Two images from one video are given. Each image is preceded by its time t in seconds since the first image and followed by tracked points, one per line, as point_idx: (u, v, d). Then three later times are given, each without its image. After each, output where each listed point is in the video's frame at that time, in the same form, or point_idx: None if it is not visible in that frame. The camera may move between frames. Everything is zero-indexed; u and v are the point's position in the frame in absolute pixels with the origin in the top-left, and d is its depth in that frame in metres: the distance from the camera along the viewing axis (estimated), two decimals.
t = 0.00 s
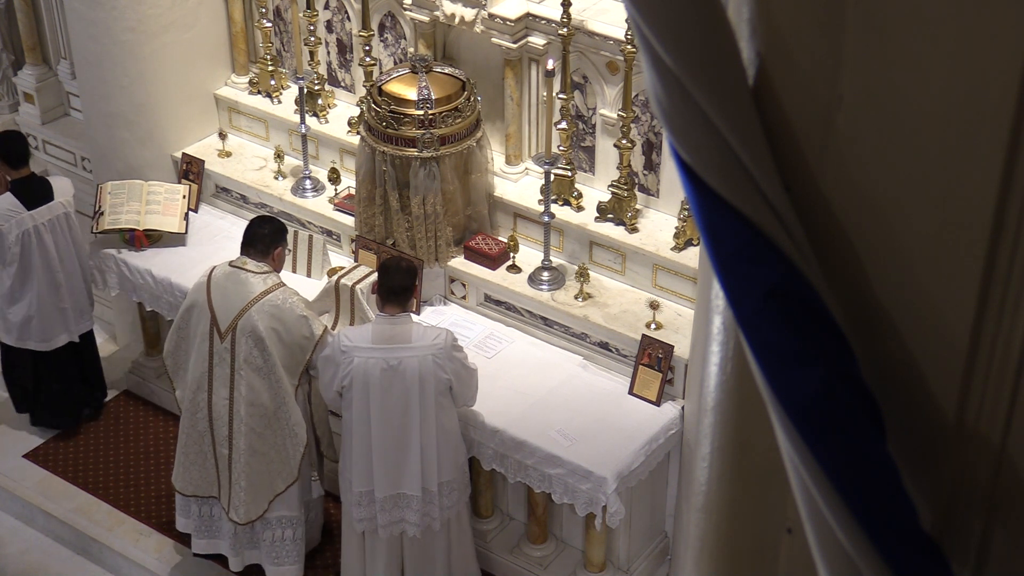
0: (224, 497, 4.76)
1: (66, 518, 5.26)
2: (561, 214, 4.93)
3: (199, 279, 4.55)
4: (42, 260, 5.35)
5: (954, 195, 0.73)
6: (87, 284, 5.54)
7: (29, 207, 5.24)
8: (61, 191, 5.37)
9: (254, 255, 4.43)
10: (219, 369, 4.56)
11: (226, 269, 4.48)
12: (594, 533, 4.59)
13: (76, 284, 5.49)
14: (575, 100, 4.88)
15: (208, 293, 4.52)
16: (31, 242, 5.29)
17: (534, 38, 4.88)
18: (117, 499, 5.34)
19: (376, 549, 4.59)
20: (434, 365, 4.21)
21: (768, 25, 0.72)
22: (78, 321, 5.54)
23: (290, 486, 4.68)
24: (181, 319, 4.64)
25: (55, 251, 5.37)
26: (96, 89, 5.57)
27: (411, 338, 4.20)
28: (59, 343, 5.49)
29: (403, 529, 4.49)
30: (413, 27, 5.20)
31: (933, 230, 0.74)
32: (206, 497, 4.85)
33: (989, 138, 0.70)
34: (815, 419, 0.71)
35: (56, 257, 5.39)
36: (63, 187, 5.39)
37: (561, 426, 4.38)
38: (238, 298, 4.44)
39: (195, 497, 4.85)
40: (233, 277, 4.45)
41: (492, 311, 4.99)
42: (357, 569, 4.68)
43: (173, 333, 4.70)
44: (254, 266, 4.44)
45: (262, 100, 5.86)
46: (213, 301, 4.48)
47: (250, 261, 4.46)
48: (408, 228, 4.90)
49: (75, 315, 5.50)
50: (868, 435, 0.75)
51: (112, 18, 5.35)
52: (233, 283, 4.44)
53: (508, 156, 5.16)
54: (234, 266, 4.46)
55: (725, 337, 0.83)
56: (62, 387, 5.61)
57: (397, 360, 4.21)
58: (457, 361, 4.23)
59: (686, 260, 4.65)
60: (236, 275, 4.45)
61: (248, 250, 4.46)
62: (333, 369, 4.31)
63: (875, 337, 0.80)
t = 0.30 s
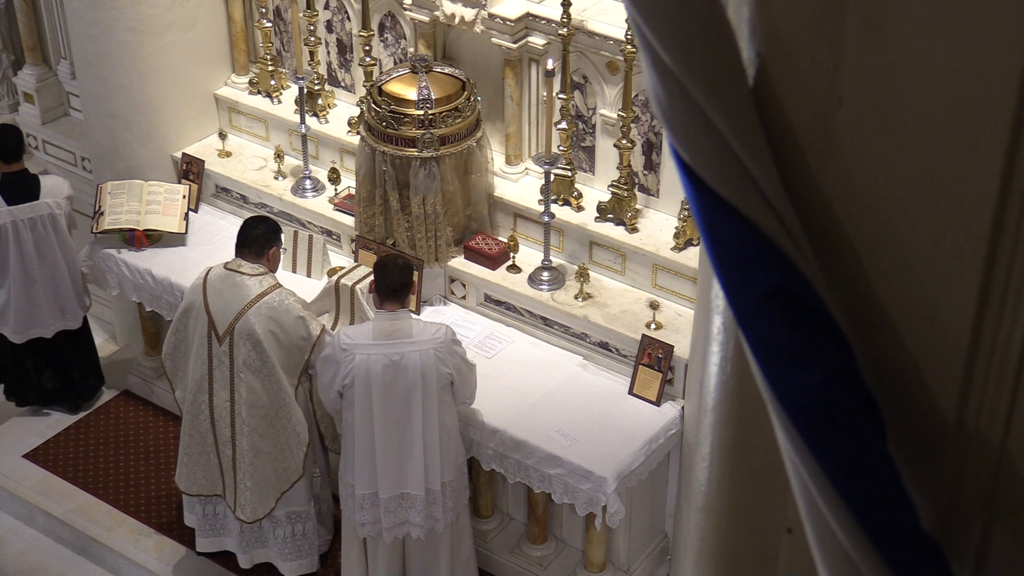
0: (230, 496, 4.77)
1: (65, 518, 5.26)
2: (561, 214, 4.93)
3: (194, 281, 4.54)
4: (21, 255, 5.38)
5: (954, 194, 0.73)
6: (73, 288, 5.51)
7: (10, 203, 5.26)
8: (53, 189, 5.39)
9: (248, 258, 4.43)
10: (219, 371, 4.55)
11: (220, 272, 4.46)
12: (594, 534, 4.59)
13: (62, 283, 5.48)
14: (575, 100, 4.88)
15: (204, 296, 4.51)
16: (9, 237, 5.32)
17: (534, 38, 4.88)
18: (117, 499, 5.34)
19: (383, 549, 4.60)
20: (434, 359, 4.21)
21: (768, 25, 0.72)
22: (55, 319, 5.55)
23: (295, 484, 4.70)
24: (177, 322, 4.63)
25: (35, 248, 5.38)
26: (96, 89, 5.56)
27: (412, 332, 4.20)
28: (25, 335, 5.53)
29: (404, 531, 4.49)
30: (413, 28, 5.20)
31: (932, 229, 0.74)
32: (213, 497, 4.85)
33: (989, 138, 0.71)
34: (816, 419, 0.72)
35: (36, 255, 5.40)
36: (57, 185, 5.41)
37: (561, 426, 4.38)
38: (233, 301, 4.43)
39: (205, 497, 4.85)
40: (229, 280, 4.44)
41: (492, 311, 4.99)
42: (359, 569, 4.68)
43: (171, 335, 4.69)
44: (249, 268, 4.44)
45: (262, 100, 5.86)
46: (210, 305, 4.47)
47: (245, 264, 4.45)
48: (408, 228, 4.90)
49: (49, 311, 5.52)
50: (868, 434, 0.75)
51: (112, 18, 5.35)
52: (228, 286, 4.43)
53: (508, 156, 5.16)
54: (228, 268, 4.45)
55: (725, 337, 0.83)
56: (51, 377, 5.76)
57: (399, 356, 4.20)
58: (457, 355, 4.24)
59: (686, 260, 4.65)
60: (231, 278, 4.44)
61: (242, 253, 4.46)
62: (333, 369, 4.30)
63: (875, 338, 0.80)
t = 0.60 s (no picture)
0: (236, 494, 4.77)
1: (65, 518, 5.26)
2: (561, 214, 4.92)
3: (199, 283, 4.52)
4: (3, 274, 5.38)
5: (954, 193, 0.73)
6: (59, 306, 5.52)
7: None
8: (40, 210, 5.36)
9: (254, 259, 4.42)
10: (226, 372, 4.56)
11: (226, 273, 4.45)
12: (593, 534, 4.59)
13: (47, 294, 5.50)
14: (575, 100, 4.88)
15: (210, 298, 4.49)
16: None
17: (534, 38, 4.88)
18: (117, 499, 5.34)
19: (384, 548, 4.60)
20: (437, 352, 4.22)
21: (768, 25, 0.72)
22: (38, 336, 5.58)
23: (300, 483, 4.71)
24: (182, 324, 4.61)
25: (16, 268, 5.38)
26: (97, 90, 5.56)
27: (413, 330, 4.20)
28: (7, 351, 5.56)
29: (421, 526, 4.48)
30: (413, 28, 5.20)
31: (933, 229, 0.74)
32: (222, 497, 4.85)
33: (989, 138, 0.71)
34: (816, 419, 0.71)
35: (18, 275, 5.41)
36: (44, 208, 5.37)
37: (561, 426, 4.38)
38: (240, 303, 4.42)
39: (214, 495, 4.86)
40: (235, 281, 4.43)
41: (492, 311, 4.99)
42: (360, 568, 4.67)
43: (175, 336, 4.68)
44: (255, 269, 4.43)
45: (262, 100, 5.86)
46: (216, 306, 4.46)
47: (251, 264, 4.44)
48: (408, 228, 4.90)
49: (31, 325, 5.55)
50: (868, 435, 0.75)
51: (111, 19, 5.35)
52: (235, 287, 4.42)
53: (508, 156, 5.16)
54: (234, 269, 4.43)
55: (725, 337, 0.83)
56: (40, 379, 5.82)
57: (404, 355, 4.20)
58: (455, 348, 4.28)
59: (686, 260, 4.65)
60: (236, 279, 4.43)
61: (248, 253, 4.44)
62: (335, 377, 4.28)
63: (875, 338, 0.80)
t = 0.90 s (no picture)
0: (258, 501, 4.79)
1: (65, 518, 5.26)
2: (561, 214, 4.93)
3: (209, 288, 4.48)
4: None
5: (953, 194, 0.73)
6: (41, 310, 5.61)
7: None
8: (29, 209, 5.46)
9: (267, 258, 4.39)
10: (246, 376, 4.54)
11: (240, 277, 4.41)
12: (593, 534, 4.59)
13: (32, 296, 5.57)
14: (575, 100, 4.88)
15: (224, 303, 4.45)
16: None
17: (534, 38, 4.88)
18: (117, 499, 5.34)
19: (388, 548, 4.60)
20: (434, 344, 4.25)
21: (768, 26, 0.72)
22: (20, 340, 5.64)
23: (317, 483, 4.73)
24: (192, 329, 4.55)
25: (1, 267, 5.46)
26: (97, 91, 5.56)
27: (410, 327, 4.21)
28: None
29: (432, 522, 4.48)
30: (413, 28, 5.20)
31: (933, 230, 0.74)
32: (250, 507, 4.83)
33: (989, 139, 0.71)
34: (817, 419, 0.71)
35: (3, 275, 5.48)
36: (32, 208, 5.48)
37: (561, 426, 4.38)
38: (259, 306, 4.40)
39: (234, 502, 4.85)
40: (250, 284, 4.40)
41: (492, 311, 4.99)
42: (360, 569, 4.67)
43: (183, 348, 4.62)
44: (269, 269, 4.41)
45: (262, 100, 5.86)
46: (233, 310, 4.43)
47: (263, 265, 4.41)
48: (408, 228, 4.90)
49: (14, 328, 5.61)
50: (868, 436, 0.75)
51: (112, 19, 5.35)
52: (251, 290, 4.39)
53: (508, 156, 5.16)
54: (246, 272, 4.40)
55: (726, 337, 0.83)
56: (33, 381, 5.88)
57: (403, 353, 4.21)
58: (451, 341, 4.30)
59: (686, 260, 4.64)
60: (252, 282, 4.40)
61: (259, 254, 4.41)
62: (337, 382, 4.26)
63: (875, 337, 0.80)
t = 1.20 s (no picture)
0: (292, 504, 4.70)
1: (65, 518, 5.26)
2: (561, 214, 4.92)
3: (222, 300, 4.41)
4: None
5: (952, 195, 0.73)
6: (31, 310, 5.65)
7: None
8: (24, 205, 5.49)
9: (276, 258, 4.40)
10: (277, 380, 4.49)
11: (254, 282, 4.38)
12: (593, 533, 4.59)
13: (23, 294, 5.62)
14: (575, 100, 4.88)
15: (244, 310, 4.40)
16: None
17: (534, 38, 4.88)
18: (117, 499, 5.34)
19: (390, 548, 4.61)
20: (429, 343, 4.23)
21: (768, 26, 0.72)
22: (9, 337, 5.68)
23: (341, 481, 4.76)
24: (208, 341, 4.46)
25: None
26: (97, 91, 5.56)
27: (404, 327, 4.21)
28: None
29: (429, 518, 4.49)
30: (413, 28, 5.20)
31: (932, 230, 0.74)
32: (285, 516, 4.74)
33: (989, 140, 0.71)
34: (817, 418, 0.71)
35: None
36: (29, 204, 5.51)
37: (561, 426, 4.38)
38: (284, 306, 4.39)
39: (265, 513, 4.76)
40: (268, 286, 4.38)
41: (492, 311, 4.99)
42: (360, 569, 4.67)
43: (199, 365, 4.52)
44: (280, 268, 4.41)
45: (262, 100, 5.86)
46: (257, 316, 4.39)
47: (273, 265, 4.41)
48: (407, 228, 4.90)
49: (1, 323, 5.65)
50: (868, 436, 0.75)
51: (112, 19, 5.35)
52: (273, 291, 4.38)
53: (508, 156, 5.16)
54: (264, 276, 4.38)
55: (726, 337, 0.83)
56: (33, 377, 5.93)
57: (398, 352, 4.20)
58: (447, 336, 4.28)
59: (686, 260, 4.64)
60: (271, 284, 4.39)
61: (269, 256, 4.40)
62: (332, 382, 4.24)
63: (875, 337, 0.80)
